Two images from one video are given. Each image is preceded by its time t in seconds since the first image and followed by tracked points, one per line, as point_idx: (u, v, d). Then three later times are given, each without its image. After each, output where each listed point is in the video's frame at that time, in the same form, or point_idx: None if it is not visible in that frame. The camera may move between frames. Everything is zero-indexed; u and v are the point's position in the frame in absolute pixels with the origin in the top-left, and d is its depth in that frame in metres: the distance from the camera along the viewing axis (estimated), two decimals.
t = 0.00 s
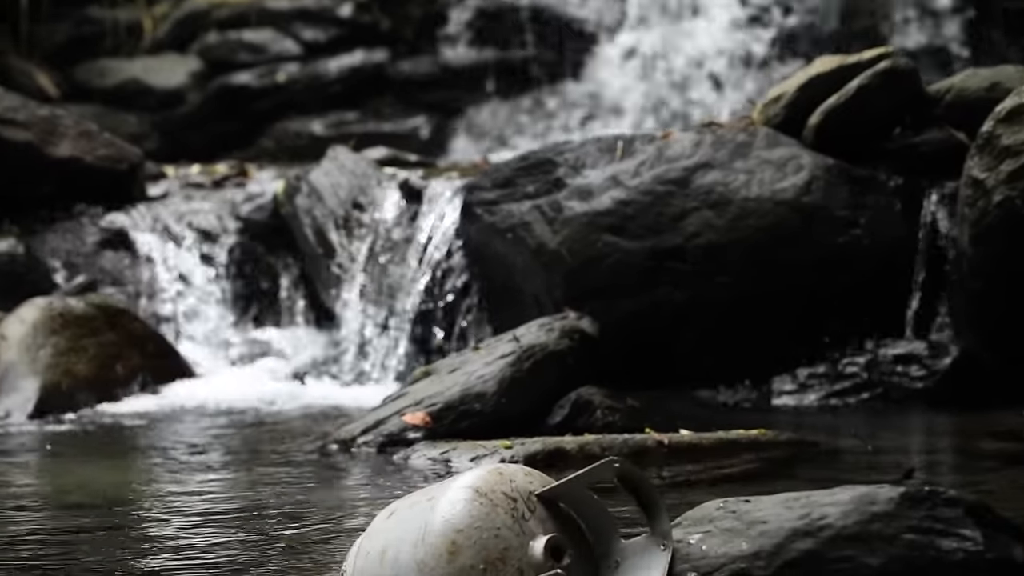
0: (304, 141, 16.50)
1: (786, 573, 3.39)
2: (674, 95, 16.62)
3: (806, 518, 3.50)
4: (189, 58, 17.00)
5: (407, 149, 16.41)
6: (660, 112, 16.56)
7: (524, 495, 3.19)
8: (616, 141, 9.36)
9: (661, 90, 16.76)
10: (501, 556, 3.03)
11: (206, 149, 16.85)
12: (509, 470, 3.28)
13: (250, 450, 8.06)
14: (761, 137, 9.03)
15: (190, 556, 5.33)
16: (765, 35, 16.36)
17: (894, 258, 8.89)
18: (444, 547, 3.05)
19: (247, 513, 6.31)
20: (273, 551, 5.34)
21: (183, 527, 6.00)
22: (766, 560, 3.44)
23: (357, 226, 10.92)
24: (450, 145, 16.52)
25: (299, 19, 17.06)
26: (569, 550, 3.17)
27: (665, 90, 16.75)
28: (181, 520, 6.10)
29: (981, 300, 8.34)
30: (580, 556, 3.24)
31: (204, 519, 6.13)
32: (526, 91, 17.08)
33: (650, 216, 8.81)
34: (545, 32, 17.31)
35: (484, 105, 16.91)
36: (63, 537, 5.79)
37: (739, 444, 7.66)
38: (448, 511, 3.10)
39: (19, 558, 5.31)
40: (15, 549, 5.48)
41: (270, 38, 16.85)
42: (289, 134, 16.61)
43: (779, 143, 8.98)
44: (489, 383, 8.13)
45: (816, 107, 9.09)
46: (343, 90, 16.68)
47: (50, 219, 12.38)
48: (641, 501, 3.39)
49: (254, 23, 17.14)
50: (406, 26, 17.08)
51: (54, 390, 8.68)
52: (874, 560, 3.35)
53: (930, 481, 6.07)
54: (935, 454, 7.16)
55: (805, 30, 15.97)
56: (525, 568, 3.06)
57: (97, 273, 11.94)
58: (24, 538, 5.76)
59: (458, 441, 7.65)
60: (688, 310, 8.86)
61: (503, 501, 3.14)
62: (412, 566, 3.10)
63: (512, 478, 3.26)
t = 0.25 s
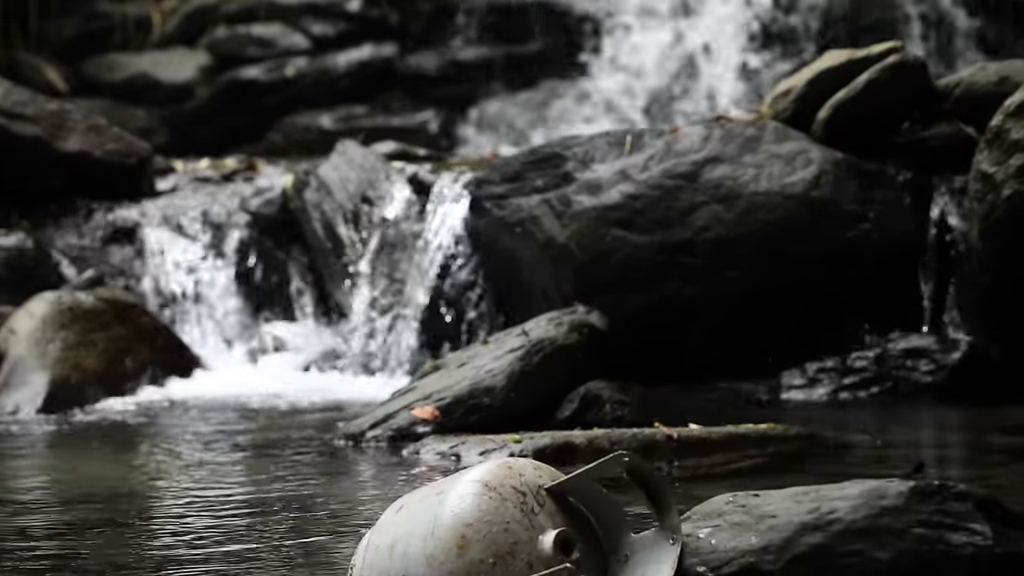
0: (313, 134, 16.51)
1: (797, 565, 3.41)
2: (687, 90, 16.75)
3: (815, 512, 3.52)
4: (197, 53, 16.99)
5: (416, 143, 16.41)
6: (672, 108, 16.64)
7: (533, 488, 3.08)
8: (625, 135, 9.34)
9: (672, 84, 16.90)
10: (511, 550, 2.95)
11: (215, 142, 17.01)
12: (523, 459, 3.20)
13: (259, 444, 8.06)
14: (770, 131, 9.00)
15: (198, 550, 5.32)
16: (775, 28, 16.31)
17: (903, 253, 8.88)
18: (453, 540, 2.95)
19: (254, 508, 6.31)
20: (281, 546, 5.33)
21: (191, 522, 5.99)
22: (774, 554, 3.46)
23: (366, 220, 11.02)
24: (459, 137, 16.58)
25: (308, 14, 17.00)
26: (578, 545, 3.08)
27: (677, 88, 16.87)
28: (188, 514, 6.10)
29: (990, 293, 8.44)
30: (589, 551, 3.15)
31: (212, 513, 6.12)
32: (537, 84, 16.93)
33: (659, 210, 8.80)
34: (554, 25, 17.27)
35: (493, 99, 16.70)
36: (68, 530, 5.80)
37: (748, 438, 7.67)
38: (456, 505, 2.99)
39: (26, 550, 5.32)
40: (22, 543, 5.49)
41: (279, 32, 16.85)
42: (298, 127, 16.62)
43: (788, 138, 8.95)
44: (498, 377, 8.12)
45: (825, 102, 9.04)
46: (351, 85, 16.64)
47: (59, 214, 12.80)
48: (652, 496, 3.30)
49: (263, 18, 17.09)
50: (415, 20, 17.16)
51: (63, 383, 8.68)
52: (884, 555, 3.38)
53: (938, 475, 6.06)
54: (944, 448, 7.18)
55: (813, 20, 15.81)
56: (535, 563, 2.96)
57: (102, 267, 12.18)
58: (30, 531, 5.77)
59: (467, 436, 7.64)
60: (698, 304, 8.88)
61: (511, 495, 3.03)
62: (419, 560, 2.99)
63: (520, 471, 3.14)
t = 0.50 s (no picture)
0: (321, 128, 16.65)
1: (807, 558, 3.37)
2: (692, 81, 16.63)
3: (825, 505, 3.48)
4: (207, 46, 17.05)
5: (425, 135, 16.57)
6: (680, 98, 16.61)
7: (542, 482, 3.11)
8: (634, 128, 9.35)
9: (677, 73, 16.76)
10: (520, 543, 2.97)
11: (224, 137, 16.99)
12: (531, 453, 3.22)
13: (268, 437, 8.07)
14: (779, 125, 9.00)
15: (207, 543, 5.33)
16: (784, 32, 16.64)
17: (913, 246, 8.88)
18: (464, 533, 2.99)
19: (264, 501, 6.31)
20: (291, 537, 5.35)
21: (201, 514, 6.02)
22: (783, 548, 3.42)
23: (375, 213, 11.00)
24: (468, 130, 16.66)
25: (317, 7, 17.12)
26: (588, 537, 3.11)
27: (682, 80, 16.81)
28: (198, 506, 6.12)
29: (999, 286, 8.35)
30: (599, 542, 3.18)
31: (222, 505, 6.13)
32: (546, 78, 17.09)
33: (668, 203, 8.80)
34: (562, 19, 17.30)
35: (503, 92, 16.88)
36: (78, 522, 5.84)
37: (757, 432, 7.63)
38: (466, 498, 3.03)
39: (36, 543, 5.35)
40: (33, 535, 5.52)
41: (288, 25, 17.00)
42: (307, 121, 16.75)
43: (797, 131, 8.96)
44: (507, 370, 8.12)
45: (834, 95, 9.06)
46: (361, 78, 16.80)
47: (67, 206, 12.73)
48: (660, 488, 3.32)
49: (273, 10, 17.23)
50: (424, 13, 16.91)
51: (73, 377, 8.69)
52: (894, 547, 3.35)
53: (947, 468, 6.05)
54: (954, 442, 7.13)
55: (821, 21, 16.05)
56: (544, 556, 2.99)
57: (116, 258, 12.00)
58: (42, 523, 5.81)
59: (476, 428, 7.64)
60: (706, 297, 8.86)
61: (520, 488, 3.06)
62: (430, 553, 3.04)
63: (529, 464, 3.17)
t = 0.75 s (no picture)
0: (330, 119, 16.66)
1: (817, 550, 3.38)
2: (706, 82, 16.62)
3: (835, 496, 3.48)
4: (216, 37, 17.29)
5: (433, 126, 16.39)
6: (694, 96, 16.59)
7: (552, 473, 3.01)
8: (643, 119, 9.26)
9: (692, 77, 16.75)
10: (531, 535, 2.87)
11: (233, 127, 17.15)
12: (540, 446, 3.11)
13: (277, 428, 8.07)
14: (789, 116, 8.98)
15: (210, 535, 5.32)
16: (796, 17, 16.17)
17: (923, 237, 8.87)
18: (471, 524, 2.91)
19: (271, 493, 6.29)
20: (297, 530, 5.34)
21: (212, 505, 6.03)
22: (793, 539, 3.43)
23: (384, 204, 11.03)
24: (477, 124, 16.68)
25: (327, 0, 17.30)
26: (597, 528, 3.01)
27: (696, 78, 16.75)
28: (209, 497, 6.13)
29: (1009, 280, 8.16)
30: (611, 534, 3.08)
31: (233, 496, 6.15)
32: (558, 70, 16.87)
33: (677, 194, 8.79)
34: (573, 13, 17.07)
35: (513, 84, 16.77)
36: (90, 513, 5.85)
37: (766, 424, 7.62)
38: (474, 489, 2.94)
39: (48, 533, 5.36)
40: (44, 526, 5.53)
41: (297, 17, 17.17)
42: (316, 112, 16.80)
43: (807, 122, 8.94)
44: (517, 361, 8.12)
45: (844, 86, 9.05)
46: (370, 69, 16.84)
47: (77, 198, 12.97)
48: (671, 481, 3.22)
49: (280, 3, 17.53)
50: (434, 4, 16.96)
51: (82, 368, 8.70)
52: (903, 539, 3.36)
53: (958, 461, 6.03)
54: (963, 433, 7.12)
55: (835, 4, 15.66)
56: (554, 547, 2.90)
57: (125, 252, 12.02)
58: (53, 514, 5.82)
59: (486, 420, 7.64)
60: (716, 289, 8.86)
61: (529, 479, 2.97)
62: (438, 544, 2.96)
63: (539, 455, 3.08)
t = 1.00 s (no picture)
0: (342, 108, 16.81)
1: (827, 540, 3.24)
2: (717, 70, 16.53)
3: (847, 485, 3.35)
4: (229, 27, 17.35)
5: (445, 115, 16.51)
6: (713, 86, 16.44)
7: (563, 463, 2.91)
8: (655, 109, 9.35)
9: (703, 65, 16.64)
10: (542, 525, 2.77)
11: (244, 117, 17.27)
12: (552, 433, 3.02)
13: (290, 417, 8.10)
14: (801, 106, 8.98)
15: (224, 524, 5.31)
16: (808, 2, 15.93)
17: (934, 228, 8.87)
18: (483, 515, 2.81)
19: (285, 482, 6.29)
20: (309, 518, 5.33)
21: (220, 494, 6.02)
22: (804, 529, 3.29)
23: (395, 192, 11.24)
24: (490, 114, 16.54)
25: None
26: (609, 520, 2.91)
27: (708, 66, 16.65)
28: (216, 486, 6.11)
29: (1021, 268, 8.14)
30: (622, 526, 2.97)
31: (240, 486, 6.13)
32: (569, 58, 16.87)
33: (689, 183, 8.79)
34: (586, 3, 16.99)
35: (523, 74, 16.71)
36: (95, 504, 5.83)
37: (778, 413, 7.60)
38: (486, 478, 2.85)
39: (51, 524, 5.34)
40: (48, 516, 5.51)
41: (309, 6, 17.27)
42: (328, 102, 16.90)
43: (818, 112, 8.93)
44: (528, 351, 8.10)
45: (855, 76, 9.07)
46: (382, 60, 16.88)
47: (89, 188, 12.90)
48: (684, 471, 3.11)
49: None
50: None
51: (93, 357, 8.74)
52: (915, 529, 3.22)
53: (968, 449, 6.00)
54: (973, 423, 7.12)
55: None
56: (565, 537, 2.79)
57: (136, 241, 12.55)
58: (61, 504, 5.80)
59: (497, 410, 7.62)
60: (727, 279, 8.85)
61: (542, 468, 2.87)
62: (450, 536, 2.86)
63: (551, 444, 2.99)
